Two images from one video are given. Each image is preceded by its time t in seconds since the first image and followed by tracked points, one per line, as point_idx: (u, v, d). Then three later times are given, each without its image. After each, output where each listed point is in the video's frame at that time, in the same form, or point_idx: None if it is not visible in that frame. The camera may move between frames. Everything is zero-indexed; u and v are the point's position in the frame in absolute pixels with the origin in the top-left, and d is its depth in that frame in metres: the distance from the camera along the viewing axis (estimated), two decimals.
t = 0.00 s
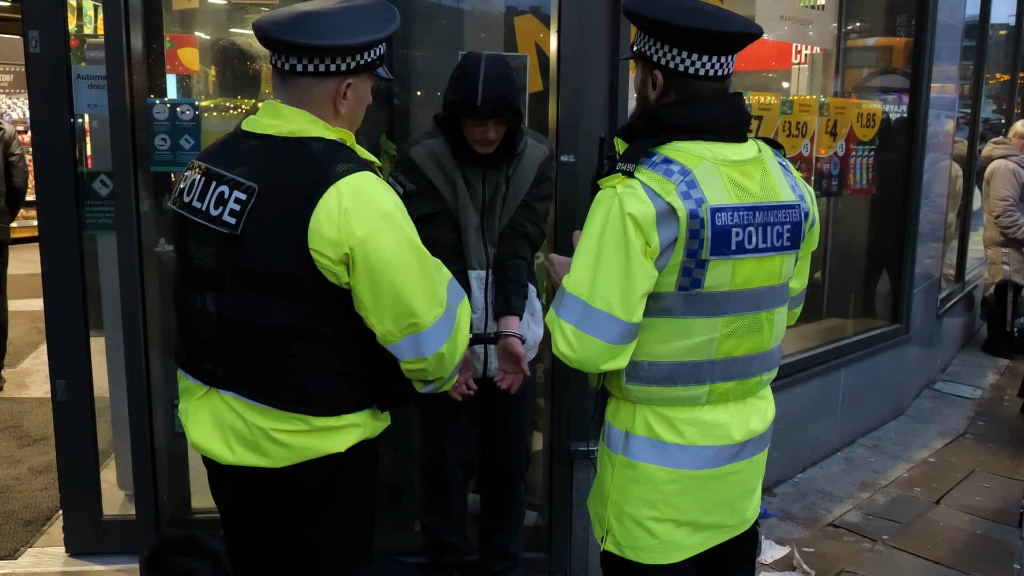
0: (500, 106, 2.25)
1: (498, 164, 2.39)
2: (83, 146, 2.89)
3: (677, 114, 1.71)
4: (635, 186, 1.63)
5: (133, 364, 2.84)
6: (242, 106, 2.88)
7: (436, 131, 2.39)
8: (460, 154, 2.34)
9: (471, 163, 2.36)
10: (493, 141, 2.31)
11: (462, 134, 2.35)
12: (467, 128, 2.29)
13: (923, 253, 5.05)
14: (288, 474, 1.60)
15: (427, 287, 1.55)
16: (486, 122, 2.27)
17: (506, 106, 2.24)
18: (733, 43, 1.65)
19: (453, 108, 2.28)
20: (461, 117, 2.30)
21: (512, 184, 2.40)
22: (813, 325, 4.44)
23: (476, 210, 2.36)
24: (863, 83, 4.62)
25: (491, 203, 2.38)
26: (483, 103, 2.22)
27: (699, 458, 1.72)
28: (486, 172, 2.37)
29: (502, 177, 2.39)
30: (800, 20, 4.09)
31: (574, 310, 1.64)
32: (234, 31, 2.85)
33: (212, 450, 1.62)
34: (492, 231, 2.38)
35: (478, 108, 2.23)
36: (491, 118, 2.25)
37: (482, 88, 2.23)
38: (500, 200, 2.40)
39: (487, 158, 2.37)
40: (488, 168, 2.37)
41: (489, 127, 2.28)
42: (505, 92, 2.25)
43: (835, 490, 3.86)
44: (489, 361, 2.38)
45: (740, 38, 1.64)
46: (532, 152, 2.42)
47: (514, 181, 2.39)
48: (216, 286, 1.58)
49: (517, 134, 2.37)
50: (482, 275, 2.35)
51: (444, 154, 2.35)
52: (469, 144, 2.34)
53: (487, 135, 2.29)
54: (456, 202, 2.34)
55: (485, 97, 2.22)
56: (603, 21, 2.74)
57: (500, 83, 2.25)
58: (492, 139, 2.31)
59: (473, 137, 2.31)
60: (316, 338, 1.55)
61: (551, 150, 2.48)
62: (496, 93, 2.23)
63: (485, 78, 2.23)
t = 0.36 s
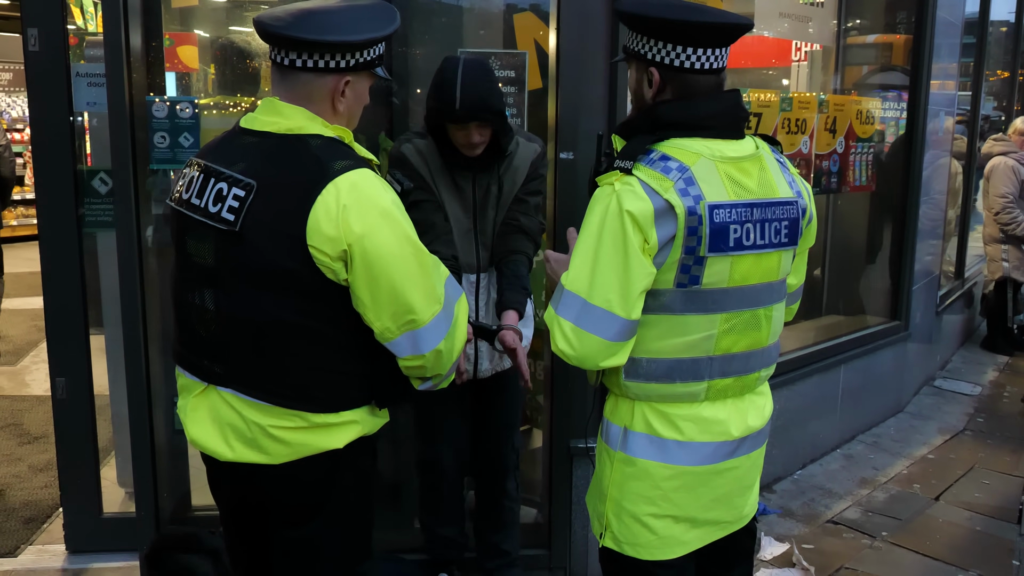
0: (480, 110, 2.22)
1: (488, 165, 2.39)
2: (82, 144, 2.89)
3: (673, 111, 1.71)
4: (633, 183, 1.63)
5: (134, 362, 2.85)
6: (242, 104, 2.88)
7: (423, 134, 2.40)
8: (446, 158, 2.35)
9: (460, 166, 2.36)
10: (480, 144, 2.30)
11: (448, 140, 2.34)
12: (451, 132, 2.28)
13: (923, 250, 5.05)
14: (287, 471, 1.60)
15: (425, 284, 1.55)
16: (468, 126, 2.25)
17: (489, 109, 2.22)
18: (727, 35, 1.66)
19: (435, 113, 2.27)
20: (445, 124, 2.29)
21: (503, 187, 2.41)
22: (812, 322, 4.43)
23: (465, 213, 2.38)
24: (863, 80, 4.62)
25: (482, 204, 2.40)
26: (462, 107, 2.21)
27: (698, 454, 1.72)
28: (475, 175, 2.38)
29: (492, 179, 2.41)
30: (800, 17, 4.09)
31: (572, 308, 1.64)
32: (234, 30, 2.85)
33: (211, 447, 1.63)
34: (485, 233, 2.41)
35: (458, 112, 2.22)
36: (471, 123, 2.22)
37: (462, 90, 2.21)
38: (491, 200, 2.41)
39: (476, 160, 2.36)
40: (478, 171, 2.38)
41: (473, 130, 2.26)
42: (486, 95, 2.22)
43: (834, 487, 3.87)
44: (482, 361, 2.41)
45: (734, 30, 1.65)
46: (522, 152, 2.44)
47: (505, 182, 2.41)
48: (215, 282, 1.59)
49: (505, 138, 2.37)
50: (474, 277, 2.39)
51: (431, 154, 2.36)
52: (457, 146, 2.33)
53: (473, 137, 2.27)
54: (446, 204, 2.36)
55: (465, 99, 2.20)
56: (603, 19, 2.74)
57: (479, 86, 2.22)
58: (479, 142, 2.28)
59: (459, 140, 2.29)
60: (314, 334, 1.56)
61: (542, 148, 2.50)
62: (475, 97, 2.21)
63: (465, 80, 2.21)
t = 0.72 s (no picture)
0: (489, 97, 2.23)
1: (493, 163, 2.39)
2: (82, 144, 2.88)
3: (669, 111, 1.71)
4: (629, 185, 1.63)
5: (133, 362, 2.85)
6: (241, 104, 2.89)
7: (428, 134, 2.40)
8: (452, 159, 2.36)
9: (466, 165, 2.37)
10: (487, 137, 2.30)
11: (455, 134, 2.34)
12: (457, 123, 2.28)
13: (922, 249, 5.05)
14: (286, 470, 1.61)
15: (424, 283, 1.56)
16: (476, 114, 2.26)
17: (497, 98, 2.23)
18: (720, 33, 1.67)
19: (443, 104, 2.28)
20: (452, 116, 2.29)
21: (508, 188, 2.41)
22: (811, 321, 4.44)
23: (469, 215, 2.39)
24: (862, 79, 4.63)
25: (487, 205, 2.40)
26: (472, 93, 2.21)
27: (695, 454, 1.72)
28: (480, 176, 2.39)
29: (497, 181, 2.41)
30: (799, 17, 4.09)
31: (570, 309, 1.65)
32: (233, 30, 2.87)
33: (209, 446, 1.63)
34: (489, 236, 2.42)
35: (467, 96, 2.22)
36: (480, 109, 2.23)
37: (471, 79, 2.22)
38: (495, 200, 2.41)
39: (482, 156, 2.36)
40: (482, 172, 2.39)
41: (480, 120, 2.27)
42: (495, 84, 2.24)
43: (834, 486, 3.87)
44: (484, 363, 2.42)
45: (728, 28, 1.66)
46: (527, 154, 2.44)
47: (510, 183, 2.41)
48: (214, 282, 1.59)
49: (510, 135, 2.37)
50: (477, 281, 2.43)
51: (437, 154, 2.36)
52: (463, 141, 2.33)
53: (479, 128, 2.27)
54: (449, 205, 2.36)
55: (473, 87, 2.22)
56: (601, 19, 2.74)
57: (488, 75, 2.24)
58: (486, 133, 2.28)
59: (466, 132, 2.29)
60: (314, 333, 1.56)
61: (546, 152, 2.49)
62: (484, 85, 2.22)
63: (473, 69, 2.23)
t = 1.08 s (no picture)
0: (497, 82, 2.24)
1: (495, 162, 2.38)
2: (84, 146, 2.89)
3: (667, 115, 1.71)
4: (626, 189, 1.63)
5: (134, 364, 2.85)
6: (244, 106, 2.90)
7: (431, 136, 2.41)
8: (454, 156, 2.36)
9: (468, 164, 2.36)
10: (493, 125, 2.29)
11: (460, 128, 2.35)
12: (464, 110, 2.28)
13: (923, 253, 5.05)
14: (284, 473, 1.61)
15: (422, 286, 1.56)
16: (484, 100, 2.26)
17: (505, 86, 2.25)
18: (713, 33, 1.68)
19: (450, 92, 2.29)
20: (458, 106, 2.30)
21: (512, 189, 2.42)
22: (812, 325, 4.44)
23: (467, 216, 2.40)
24: (863, 82, 4.63)
25: (486, 206, 2.41)
26: (480, 77, 2.23)
27: (693, 457, 1.72)
28: (480, 177, 2.39)
29: (499, 181, 2.40)
30: (800, 20, 4.09)
31: (567, 313, 1.65)
32: (235, 32, 2.87)
33: (208, 449, 1.63)
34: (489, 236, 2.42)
35: (475, 81, 2.23)
36: (487, 95, 2.24)
37: (479, 64, 2.24)
38: (496, 199, 2.40)
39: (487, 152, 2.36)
40: (483, 171, 2.38)
41: (487, 106, 2.27)
42: (503, 72, 2.27)
43: (834, 490, 3.87)
44: (478, 364, 2.42)
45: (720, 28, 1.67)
46: (532, 160, 2.43)
47: (514, 186, 2.42)
48: (213, 285, 1.59)
49: (515, 131, 2.37)
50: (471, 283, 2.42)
51: (436, 160, 2.38)
52: (468, 132, 2.32)
53: (486, 115, 2.27)
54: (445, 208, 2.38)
55: (482, 71, 2.23)
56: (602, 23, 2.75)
57: (496, 61, 2.25)
58: (494, 121, 2.29)
59: (473, 121, 2.29)
60: (312, 336, 1.56)
61: (553, 159, 2.48)
62: (492, 70, 2.24)
63: (482, 56, 2.25)
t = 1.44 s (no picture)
0: (483, 92, 2.31)
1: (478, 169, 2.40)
2: (89, 151, 2.91)
3: (667, 122, 1.71)
4: (627, 197, 1.64)
5: (137, 368, 2.86)
6: (248, 111, 2.90)
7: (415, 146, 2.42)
8: (439, 161, 2.36)
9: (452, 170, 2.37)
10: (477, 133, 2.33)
11: (444, 137, 2.36)
12: (450, 119, 2.31)
13: (927, 259, 5.04)
14: (286, 478, 1.61)
15: (423, 292, 1.56)
16: (469, 109, 2.31)
17: (490, 95, 2.31)
18: (715, 42, 1.67)
19: (436, 103, 2.34)
20: (443, 116, 2.34)
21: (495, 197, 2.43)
22: (815, 331, 4.44)
23: (451, 222, 2.38)
24: (867, 88, 4.62)
25: (470, 212, 2.41)
26: (467, 87, 2.29)
27: (694, 464, 1.72)
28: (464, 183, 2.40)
29: (482, 188, 2.42)
30: (804, 26, 4.10)
31: (568, 320, 1.65)
32: (239, 37, 2.86)
33: (209, 454, 1.63)
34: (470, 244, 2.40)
35: (462, 90, 2.29)
36: (472, 103, 2.29)
37: (466, 75, 2.30)
38: (480, 206, 2.42)
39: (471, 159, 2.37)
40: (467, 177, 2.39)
41: (472, 115, 2.32)
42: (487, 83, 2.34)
43: (837, 497, 3.85)
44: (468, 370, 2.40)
45: (722, 36, 1.67)
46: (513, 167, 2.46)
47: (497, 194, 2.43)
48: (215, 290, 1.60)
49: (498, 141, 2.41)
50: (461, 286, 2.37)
51: (420, 166, 2.37)
52: (452, 140, 2.33)
53: (471, 123, 2.31)
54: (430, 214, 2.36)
55: (469, 81, 2.30)
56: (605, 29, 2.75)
57: (482, 72, 2.33)
58: (479, 129, 2.32)
59: (457, 129, 2.32)
60: (313, 342, 1.56)
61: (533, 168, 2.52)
62: (478, 80, 2.31)
63: (468, 68, 2.32)
